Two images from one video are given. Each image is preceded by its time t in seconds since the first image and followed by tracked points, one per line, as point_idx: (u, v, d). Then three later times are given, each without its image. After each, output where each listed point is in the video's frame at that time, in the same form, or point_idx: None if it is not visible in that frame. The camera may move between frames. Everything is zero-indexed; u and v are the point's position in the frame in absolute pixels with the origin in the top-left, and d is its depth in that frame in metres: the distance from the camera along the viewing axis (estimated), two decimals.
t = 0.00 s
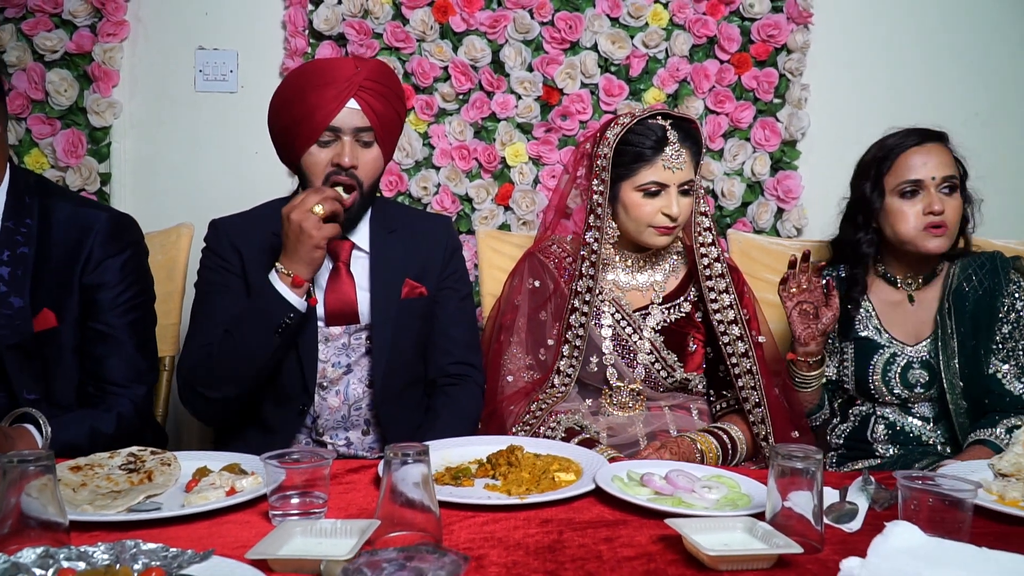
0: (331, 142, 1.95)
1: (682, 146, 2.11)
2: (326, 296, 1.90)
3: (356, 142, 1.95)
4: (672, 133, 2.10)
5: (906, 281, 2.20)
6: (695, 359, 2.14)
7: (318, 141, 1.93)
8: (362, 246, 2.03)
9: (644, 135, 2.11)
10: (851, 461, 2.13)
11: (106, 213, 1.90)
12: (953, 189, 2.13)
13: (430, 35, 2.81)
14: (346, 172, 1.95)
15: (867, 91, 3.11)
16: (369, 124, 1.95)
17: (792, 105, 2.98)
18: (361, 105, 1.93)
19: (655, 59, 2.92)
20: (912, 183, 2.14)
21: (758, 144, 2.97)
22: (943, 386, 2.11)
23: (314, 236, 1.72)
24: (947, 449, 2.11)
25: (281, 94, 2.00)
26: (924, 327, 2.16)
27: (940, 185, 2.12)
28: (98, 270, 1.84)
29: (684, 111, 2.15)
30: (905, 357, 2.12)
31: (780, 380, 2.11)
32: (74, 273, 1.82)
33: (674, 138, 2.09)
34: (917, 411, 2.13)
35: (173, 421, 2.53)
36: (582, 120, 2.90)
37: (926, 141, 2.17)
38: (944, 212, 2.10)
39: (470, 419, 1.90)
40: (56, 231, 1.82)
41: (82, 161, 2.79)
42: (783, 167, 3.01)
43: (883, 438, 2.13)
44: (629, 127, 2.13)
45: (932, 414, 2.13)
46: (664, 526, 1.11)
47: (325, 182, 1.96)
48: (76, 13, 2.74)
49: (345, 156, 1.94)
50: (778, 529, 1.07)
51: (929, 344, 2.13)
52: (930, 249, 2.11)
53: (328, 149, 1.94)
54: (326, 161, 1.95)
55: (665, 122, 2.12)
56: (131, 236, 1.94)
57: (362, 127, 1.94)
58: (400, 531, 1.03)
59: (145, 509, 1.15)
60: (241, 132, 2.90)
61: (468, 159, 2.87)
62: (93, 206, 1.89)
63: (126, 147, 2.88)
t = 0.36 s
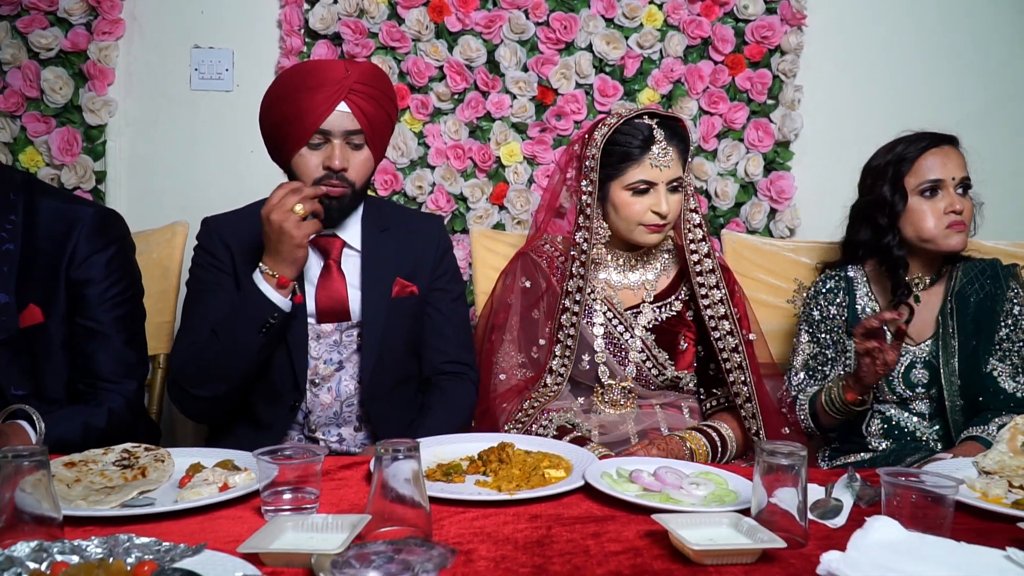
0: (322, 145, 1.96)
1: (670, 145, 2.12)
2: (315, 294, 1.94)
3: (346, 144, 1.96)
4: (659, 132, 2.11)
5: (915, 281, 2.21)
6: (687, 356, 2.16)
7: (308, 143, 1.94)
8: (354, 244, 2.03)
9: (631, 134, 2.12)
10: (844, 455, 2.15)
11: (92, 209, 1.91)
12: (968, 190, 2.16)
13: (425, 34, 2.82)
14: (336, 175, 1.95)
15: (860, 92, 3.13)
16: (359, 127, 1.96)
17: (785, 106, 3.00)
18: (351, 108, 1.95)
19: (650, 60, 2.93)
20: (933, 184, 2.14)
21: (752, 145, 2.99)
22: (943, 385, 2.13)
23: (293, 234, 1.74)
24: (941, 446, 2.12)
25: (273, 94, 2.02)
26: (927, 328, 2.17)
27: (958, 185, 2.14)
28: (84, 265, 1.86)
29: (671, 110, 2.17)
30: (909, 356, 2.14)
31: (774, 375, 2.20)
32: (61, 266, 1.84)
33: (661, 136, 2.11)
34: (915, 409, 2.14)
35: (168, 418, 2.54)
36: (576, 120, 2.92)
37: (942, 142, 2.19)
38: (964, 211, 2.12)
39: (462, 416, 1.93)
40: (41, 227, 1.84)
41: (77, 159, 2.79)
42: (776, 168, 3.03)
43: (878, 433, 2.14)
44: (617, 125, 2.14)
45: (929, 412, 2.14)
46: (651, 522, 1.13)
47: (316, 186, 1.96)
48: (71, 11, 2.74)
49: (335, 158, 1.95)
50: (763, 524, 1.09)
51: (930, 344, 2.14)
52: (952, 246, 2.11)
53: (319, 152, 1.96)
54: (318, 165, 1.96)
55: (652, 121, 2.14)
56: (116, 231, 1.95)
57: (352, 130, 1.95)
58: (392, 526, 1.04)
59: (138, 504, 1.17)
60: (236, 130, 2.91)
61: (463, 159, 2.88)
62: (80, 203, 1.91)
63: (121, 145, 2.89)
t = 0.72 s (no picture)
0: (315, 144, 1.98)
1: (650, 142, 2.13)
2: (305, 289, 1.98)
3: (339, 143, 1.98)
4: (638, 129, 2.12)
5: (904, 277, 2.20)
6: (675, 353, 2.18)
7: (302, 143, 1.95)
8: (346, 241, 2.07)
9: (609, 131, 2.14)
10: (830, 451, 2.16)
11: (83, 210, 1.92)
12: (956, 187, 2.18)
13: (417, 32, 2.83)
14: (330, 175, 1.96)
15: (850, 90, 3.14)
16: (351, 126, 1.98)
17: (776, 104, 3.01)
18: (344, 108, 1.96)
19: (641, 58, 2.94)
20: (922, 180, 2.16)
21: (743, 143, 3.00)
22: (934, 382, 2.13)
23: (247, 352, 1.61)
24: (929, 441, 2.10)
25: (264, 94, 2.02)
26: (919, 325, 2.16)
27: (946, 182, 2.16)
28: (75, 265, 1.87)
29: (655, 108, 2.18)
30: (903, 353, 2.12)
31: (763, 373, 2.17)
32: (51, 267, 1.85)
33: (640, 134, 2.12)
34: (906, 405, 2.12)
35: (159, 417, 2.54)
36: (568, 118, 2.92)
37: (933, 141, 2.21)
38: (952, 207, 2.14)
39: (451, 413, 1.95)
40: (32, 227, 1.84)
41: (68, 156, 2.79)
42: (767, 165, 3.04)
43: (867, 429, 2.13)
44: (595, 123, 2.16)
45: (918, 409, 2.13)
46: (636, 517, 1.14)
47: (309, 187, 1.95)
48: (62, 8, 2.73)
49: (329, 158, 1.97)
50: (747, 519, 1.11)
51: (923, 341, 2.14)
52: (940, 241, 2.12)
53: (312, 152, 1.97)
54: (311, 164, 1.97)
55: (632, 119, 2.15)
56: (108, 231, 1.97)
57: (344, 129, 1.97)
58: (378, 520, 1.05)
59: (127, 499, 1.17)
60: (228, 128, 2.91)
61: (454, 156, 2.89)
62: (71, 203, 1.92)
63: (112, 142, 2.89)
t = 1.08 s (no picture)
0: (311, 142, 1.98)
1: (624, 141, 2.14)
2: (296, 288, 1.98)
3: (336, 143, 1.98)
4: (610, 129, 2.14)
5: (892, 275, 2.21)
6: (662, 349, 2.20)
7: (298, 141, 1.96)
8: (337, 239, 2.07)
9: (582, 132, 2.16)
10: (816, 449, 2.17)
11: (81, 207, 1.94)
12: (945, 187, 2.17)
13: (409, 29, 2.83)
14: (327, 172, 1.96)
15: (841, 89, 3.15)
16: (348, 126, 1.97)
17: (767, 102, 3.02)
18: (341, 107, 1.96)
19: (633, 56, 2.94)
20: (908, 182, 2.16)
21: (734, 141, 3.01)
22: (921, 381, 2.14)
23: (274, 395, 1.64)
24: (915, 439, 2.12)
25: (259, 91, 2.02)
26: (907, 323, 2.17)
27: (933, 182, 2.15)
28: (70, 263, 1.87)
29: (632, 106, 2.20)
30: (890, 352, 2.13)
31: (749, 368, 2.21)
32: (47, 264, 1.86)
33: (611, 133, 2.13)
34: (892, 403, 2.14)
35: (150, 415, 2.54)
36: (560, 116, 2.92)
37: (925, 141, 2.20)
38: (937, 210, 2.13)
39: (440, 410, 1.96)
40: (27, 226, 1.86)
41: (60, 152, 2.78)
42: (758, 164, 3.06)
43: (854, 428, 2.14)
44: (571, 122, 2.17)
45: (905, 407, 2.14)
46: (620, 512, 1.15)
47: (306, 185, 1.96)
48: (55, 4, 2.73)
49: (325, 156, 1.96)
50: (730, 514, 1.12)
51: (911, 339, 2.14)
52: (921, 244, 2.13)
53: (308, 150, 1.97)
54: (308, 163, 1.97)
55: (607, 118, 2.17)
56: (103, 229, 1.97)
57: (339, 128, 1.97)
58: (364, 515, 1.06)
59: (114, 494, 1.18)
60: (220, 124, 2.91)
61: (446, 153, 2.89)
62: (67, 201, 1.93)
63: (105, 138, 2.88)
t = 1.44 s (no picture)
0: (316, 141, 1.99)
1: (585, 141, 2.18)
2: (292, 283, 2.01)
3: (341, 142, 2.00)
4: (571, 131, 2.18)
5: (883, 274, 2.22)
6: (649, 345, 2.22)
7: (302, 139, 1.97)
8: (332, 237, 2.09)
9: (547, 134, 2.21)
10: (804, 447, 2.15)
11: (73, 203, 1.94)
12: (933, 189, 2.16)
13: (403, 25, 2.83)
14: (329, 175, 1.97)
15: (834, 87, 3.16)
16: (353, 126, 2.00)
17: (759, 100, 3.02)
18: (348, 107, 1.98)
19: (626, 53, 2.94)
20: (892, 183, 2.16)
21: (726, 138, 3.01)
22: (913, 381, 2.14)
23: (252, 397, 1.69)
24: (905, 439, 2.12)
25: (264, 88, 2.03)
26: (897, 322, 2.18)
27: (917, 184, 2.15)
28: (62, 257, 1.88)
29: (599, 105, 2.24)
30: (881, 352, 2.14)
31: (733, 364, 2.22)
32: (39, 258, 1.86)
33: (571, 135, 2.17)
34: (883, 403, 2.14)
35: (141, 410, 2.55)
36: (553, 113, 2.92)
37: (915, 140, 2.18)
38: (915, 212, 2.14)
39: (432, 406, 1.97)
40: (19, 222, 1.86)
41: (52, 147, 2.78)
42: (750, 161, 3.06)
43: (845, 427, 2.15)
44: (537, 123, 2.23)
45: (896, 406, 2.15)
46: (604, 505, 1.17)
47: (308, 186, 1.97)
48: None
49: (329, 156, 1.99)
50: (713, 508, 1.13)
51: (901, 340, 2.14)
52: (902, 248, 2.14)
53: (313, 148, 1.99)
54: (312, 161, 1.98)
55: (571, 118, 2.21)
56: (96, 225, 1.97)
57: (346, 128, 1.99)
58: (350, 508, 1.07)
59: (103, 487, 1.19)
60: (213, 118, 2.91)
61: (440, 150, 2.89)
62: (59, 196, 1.93)
63: (97, 134, 2.88)
